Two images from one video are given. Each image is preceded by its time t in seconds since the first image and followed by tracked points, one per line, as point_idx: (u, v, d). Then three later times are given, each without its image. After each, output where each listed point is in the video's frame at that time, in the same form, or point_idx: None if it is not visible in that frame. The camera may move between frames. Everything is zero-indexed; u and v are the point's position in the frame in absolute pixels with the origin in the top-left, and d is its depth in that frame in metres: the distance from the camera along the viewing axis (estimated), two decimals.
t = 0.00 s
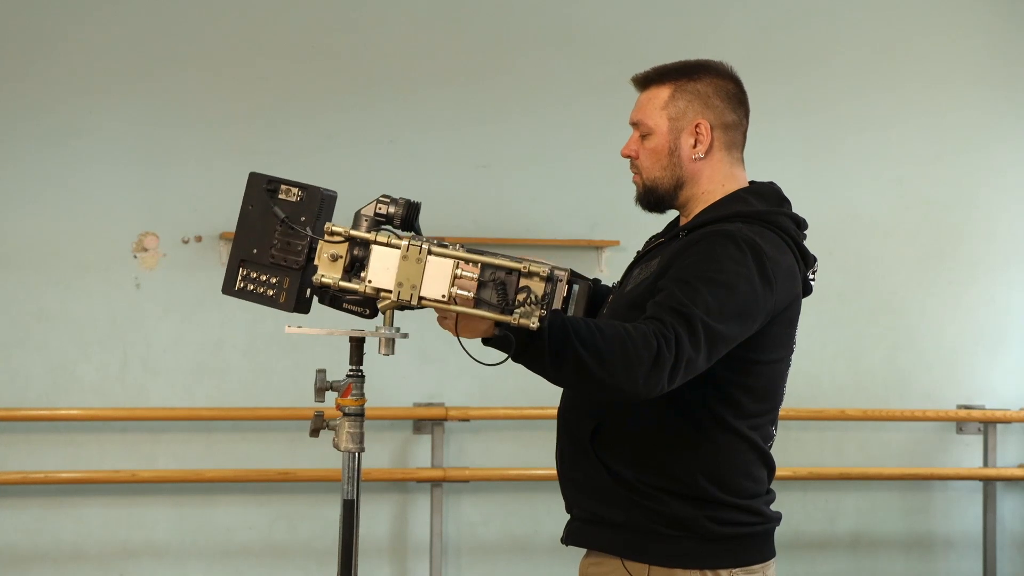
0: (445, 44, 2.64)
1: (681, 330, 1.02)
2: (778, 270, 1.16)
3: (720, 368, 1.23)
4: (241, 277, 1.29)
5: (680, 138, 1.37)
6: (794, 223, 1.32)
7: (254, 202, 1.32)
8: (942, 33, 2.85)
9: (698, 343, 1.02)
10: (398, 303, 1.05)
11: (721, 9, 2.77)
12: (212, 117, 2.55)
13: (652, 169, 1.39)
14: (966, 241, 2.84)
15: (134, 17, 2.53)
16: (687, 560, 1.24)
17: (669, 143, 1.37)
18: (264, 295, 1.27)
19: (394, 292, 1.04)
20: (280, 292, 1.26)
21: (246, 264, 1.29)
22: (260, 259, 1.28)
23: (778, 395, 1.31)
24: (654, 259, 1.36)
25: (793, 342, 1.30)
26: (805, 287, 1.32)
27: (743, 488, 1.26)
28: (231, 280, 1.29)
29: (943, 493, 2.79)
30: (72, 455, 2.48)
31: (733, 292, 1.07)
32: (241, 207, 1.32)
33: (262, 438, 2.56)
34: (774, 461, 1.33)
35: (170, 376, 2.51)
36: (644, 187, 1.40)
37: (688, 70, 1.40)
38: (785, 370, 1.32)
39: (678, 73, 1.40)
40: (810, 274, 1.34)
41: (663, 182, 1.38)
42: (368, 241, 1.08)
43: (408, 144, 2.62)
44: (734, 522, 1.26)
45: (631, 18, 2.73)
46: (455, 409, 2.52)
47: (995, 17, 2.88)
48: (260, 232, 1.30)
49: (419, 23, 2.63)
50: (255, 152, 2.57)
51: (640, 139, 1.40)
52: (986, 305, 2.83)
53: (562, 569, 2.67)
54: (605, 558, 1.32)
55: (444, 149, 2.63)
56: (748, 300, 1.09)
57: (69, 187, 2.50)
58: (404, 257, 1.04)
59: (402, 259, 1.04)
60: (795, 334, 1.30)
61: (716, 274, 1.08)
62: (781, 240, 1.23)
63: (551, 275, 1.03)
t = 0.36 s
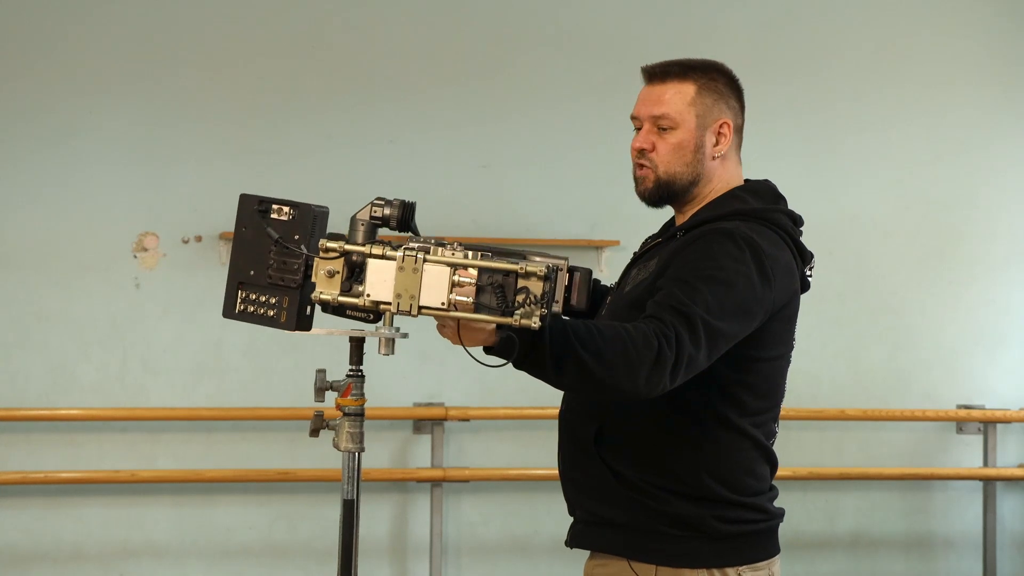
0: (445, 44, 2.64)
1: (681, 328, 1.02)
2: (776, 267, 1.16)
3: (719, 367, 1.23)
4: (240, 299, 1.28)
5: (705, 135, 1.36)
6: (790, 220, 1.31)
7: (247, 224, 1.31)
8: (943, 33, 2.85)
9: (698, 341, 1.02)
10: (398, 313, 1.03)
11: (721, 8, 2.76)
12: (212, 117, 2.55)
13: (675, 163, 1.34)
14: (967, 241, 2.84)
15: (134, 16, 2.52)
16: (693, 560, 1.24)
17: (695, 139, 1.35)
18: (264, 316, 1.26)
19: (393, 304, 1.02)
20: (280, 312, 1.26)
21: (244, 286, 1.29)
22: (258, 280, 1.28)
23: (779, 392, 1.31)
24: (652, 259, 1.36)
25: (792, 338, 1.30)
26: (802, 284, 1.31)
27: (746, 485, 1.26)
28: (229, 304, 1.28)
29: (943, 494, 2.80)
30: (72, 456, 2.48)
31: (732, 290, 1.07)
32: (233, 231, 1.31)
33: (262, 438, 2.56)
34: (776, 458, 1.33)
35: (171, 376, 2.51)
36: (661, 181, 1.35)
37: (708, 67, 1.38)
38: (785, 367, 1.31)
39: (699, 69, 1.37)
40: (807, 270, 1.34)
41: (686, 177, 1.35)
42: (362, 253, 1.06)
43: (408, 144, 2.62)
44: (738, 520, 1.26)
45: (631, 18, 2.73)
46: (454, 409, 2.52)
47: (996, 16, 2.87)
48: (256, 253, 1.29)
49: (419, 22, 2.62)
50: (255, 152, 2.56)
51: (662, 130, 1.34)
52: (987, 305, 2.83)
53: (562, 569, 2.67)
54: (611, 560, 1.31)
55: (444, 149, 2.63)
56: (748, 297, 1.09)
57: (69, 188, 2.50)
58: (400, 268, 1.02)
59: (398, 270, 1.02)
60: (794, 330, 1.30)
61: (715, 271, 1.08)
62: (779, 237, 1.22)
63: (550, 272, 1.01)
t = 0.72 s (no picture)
0: (445, 44, 2.64)
1: (679, 322, 1.02)
2: (774, 265, 1.16)
3: (718, 366, 1.23)
4: (240, 297, 1.28)
5: (694, 136, 1.36)
6: (788, 219, 1.31)
7: (243, 220, 1.29)
8: (943, 32, 2.85)
9: (697, 336, 1.02)
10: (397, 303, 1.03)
11: (721, 8, 2.76)
12: (212, 117, 2.55)
13: (664, 163, 1.35)
14: (967, 241, 2.84)
15: (134, 16, 2.52)
16: (694, 559, 1.24)
17: (683, 140, 1.35)
18: (265, 312, 1.26)
19: (392, 293, 1.02)
20: (280, 307, 1.26)
21: (244, 283, 1.28)
22: (258, 277, 1.27)
23: (777, 391, 1.31)
24: (650, 259, 1.36)
25: (790, 337, 1.30)
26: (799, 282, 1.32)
27: (745, 483, 1.26)
28: (230, 301, 1.28)
29: (943, 494, 2.80)
30: (72, 456, 2.48)
31: (731, 286, 1.07)
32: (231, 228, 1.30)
33: (262, 438, 2.56)
34: (775, 457, 1.33)
35: (171, 376, 2.51)
36: (650, 181, 1.36)
37: (701, 68, 1.38)
38: (784, 365, 1.31)
39: (690, 70, 1.38)
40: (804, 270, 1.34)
41: (675, 177, 1.35)
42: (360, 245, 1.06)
43: (408, 144, 2.62)
44: (737, 519, 1.26)
45: (631, 18, 2.73)
46: (454, 409, 2.52)
47: (995, 17, 2.87)
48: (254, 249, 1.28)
49: (419, 22, 2.62)
50: (255, 152, 2.56)
51: (651, 131, 1.36)
52: (987, 305, 2.83)
53: (562, 569, 2.67)
54: (611, 559, 1.31)
55: (444, 149, 2.63)
56: (747, 293, 1.09)
57: (69, 188, 2.50)
58: (399, 257, 1.02)
59: (397, 259, 1.02)
60: (791, 329, 1.30)
61: (713, 267, 1.08)
62: (777, 235, 1.22)
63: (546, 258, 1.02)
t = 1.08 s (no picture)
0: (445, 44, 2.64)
1: (675, 317, 1.02)
2: (771, 264, 1.16)
3: (717, 364, 1.23)
4: (234, 284, 1.23)
5: (673, 137, 1.37)
6: (787, 219, 1.31)
7: (240, 207, 1.24)
8: (943, 33, 2.85)
9: (694, 330, 1.02)
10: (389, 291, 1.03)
11: (721, 9, 2.76)
12: (212, 117, 2.55)
13: (644, 168, 1.38)
14: (967, 241, 2.84)
15: (134, 16, 2.52)
16: (691, 558, 1.24)
17: (661, 142, 1.37)
18: (258, 300, 1.21)
19: (384, 281, 1.02)
20: (274, 295, 1.21)
21: (239, 270, 1.23)
22: (252, 265, 1.22)
23: (776, 391, 1.31)
24: (649, 258, 1.36)
25: (789, 337, 1.30)
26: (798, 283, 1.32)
27: (744, 482, 1.26)
28: (224, 288, 1.23)
29: (943, 494, 2.80)
30: (72, 456, 2.48)
31: (727, 283, 1.07)
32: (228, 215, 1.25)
33: (262, 438, 2.56)
34: (774, 457, 1.33)
35: (171, 376, 2.51)
36: (635, 186, 1.39)
37: (681, 70, 1.39)
38: (782, 366, 1.31)
39: (668, 73, 1.39)
40: (803, 271, 1.34)
41: (655, 180, 1.37)
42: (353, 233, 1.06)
43: (409, 144, 2.62)
44: (735, 518, 1.26)
45: (631, 18, 2.73)
46: (454, 409, 2.52)
47: (995, 17, 2.87)
48: (250, 236, 1.23)
49: (418, 22, 2.62)
50: (255, 152, 2.56)
51: (632, 138, 1.40)
52: (987, 305, 2.83)
53: (562, 569, 2.67)
54: (611, 558, 1.31)
55: (444, 149, 2.63)
56: (743, 291, 1.09)
57: (69, 188, 2.50)
58: (391, 245, 1.02)
59: (389, 247, 1.02)
60: (791, 329, 1.30)
61: (709, 264, 1.08)
62: (775, 235, 1.22)
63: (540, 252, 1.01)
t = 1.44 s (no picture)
0: (445, 44, 2.64)
1: (673, 313, 1.01)
2: (769, 262, 1.16)
3: (715, 362, 1.23)
4: (230, 270, 1.21)
5: (684, 137, 1.36)
6: (786, 218, 1.31)
7: (241, 193, 1.24)
8: (943, 32, 2.85)
9: (691, 326, 1.02)
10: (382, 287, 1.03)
11: (721, 9, 2.76)
12: (212, 117, 2.55)
13: (654, 168, 1.36)
14: (967, 241, 2.84)
15: (134, 16, 2.52)
16: (690, 557, 1.24)
17: (673, 142, 1.35)
18: (251, 287, 1.20)
19: (377, 275, 1.02)
20: (268, 283, 1.19)
21: (236, 256, 1.22)
22: (248, 250, 1.21)
23: (775, 390, 1.31)
24: (649, 258, 1.36)
25: (789, 336, 1.30)
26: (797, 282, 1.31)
27: (742, 481, 1.26)
28: (220, 273, 1.22)
29: (943, 494, 2.80)
30: (72, 456, 2.48)
31: (725, 280, 1.07)
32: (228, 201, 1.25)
33: (262, 438, 2.56)
34: (774, 457, 1.33)
35: (171, 376, 2.51)
36: (643, 187, 1.37)
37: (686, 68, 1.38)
38: (782, 366, 1.31)
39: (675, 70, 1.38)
40: (802, 271, 1.34)
41: (666, 181, 1.36)
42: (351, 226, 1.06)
43: (409, 144, 2.62)
44: (734, 517, 1.26)
45: (631, 18, 2.73)
46: (454, 409, 2.52)
47: (996, 17, 2.87)
48: (248, 222, 1.22)
49: (419, 22, 2.62)
50: (255, 151, 2.56)
51: (639, 136, 1.37)
52: (987, 305, 2.83)
53: (562, 569, 2.67)
54: (610, 558, 1.31)
55: (444, 149, 2.63)
56: (740, 288, 1.09)
57: (68, 188, 2.50)
58: (388, 240, 1.02)
59: (386, 241, 1.02)
60: (790, 328, 1.30)
61: (707, 261, 1.08)
62: (773, 234, 1.22)
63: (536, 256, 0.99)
